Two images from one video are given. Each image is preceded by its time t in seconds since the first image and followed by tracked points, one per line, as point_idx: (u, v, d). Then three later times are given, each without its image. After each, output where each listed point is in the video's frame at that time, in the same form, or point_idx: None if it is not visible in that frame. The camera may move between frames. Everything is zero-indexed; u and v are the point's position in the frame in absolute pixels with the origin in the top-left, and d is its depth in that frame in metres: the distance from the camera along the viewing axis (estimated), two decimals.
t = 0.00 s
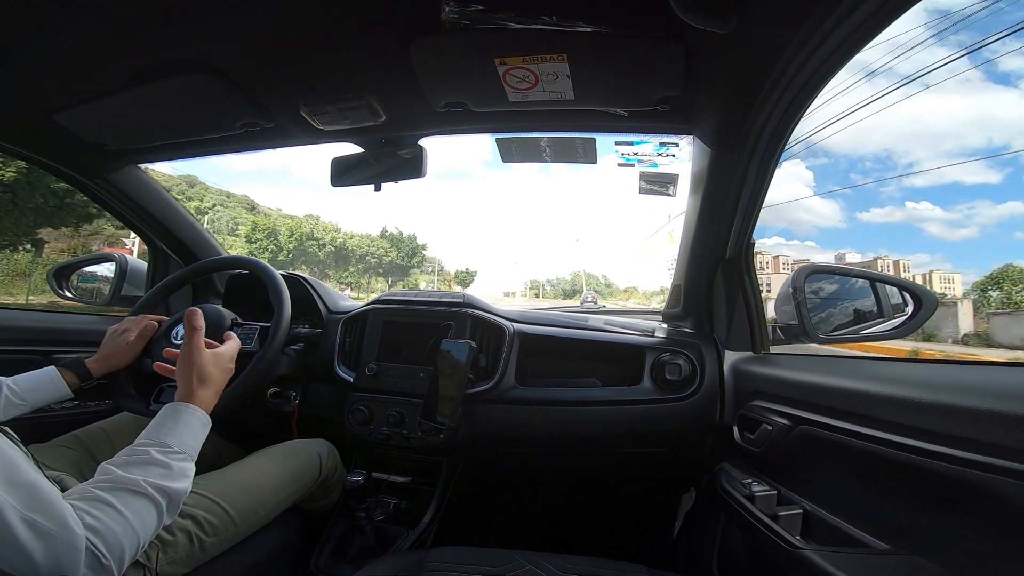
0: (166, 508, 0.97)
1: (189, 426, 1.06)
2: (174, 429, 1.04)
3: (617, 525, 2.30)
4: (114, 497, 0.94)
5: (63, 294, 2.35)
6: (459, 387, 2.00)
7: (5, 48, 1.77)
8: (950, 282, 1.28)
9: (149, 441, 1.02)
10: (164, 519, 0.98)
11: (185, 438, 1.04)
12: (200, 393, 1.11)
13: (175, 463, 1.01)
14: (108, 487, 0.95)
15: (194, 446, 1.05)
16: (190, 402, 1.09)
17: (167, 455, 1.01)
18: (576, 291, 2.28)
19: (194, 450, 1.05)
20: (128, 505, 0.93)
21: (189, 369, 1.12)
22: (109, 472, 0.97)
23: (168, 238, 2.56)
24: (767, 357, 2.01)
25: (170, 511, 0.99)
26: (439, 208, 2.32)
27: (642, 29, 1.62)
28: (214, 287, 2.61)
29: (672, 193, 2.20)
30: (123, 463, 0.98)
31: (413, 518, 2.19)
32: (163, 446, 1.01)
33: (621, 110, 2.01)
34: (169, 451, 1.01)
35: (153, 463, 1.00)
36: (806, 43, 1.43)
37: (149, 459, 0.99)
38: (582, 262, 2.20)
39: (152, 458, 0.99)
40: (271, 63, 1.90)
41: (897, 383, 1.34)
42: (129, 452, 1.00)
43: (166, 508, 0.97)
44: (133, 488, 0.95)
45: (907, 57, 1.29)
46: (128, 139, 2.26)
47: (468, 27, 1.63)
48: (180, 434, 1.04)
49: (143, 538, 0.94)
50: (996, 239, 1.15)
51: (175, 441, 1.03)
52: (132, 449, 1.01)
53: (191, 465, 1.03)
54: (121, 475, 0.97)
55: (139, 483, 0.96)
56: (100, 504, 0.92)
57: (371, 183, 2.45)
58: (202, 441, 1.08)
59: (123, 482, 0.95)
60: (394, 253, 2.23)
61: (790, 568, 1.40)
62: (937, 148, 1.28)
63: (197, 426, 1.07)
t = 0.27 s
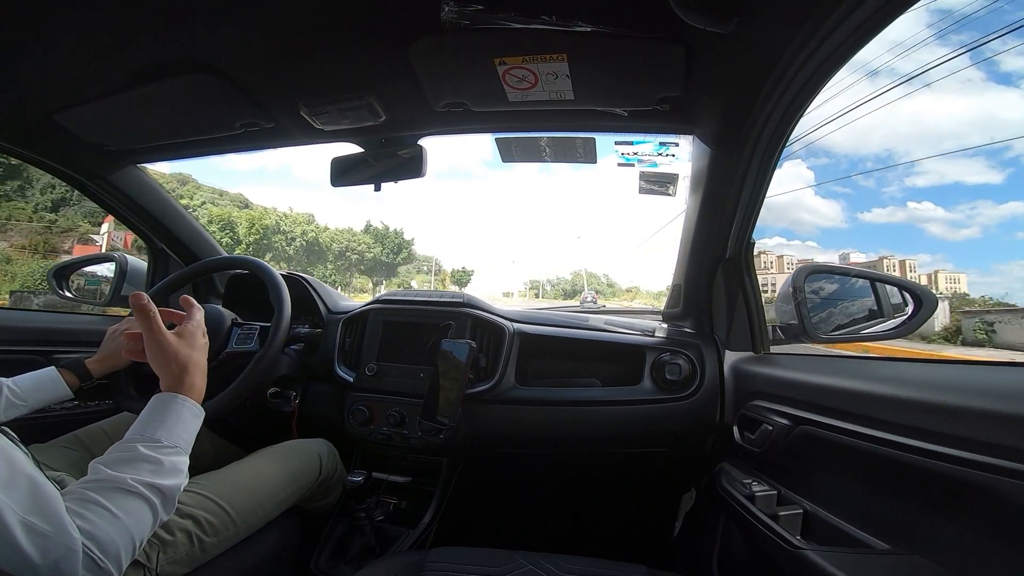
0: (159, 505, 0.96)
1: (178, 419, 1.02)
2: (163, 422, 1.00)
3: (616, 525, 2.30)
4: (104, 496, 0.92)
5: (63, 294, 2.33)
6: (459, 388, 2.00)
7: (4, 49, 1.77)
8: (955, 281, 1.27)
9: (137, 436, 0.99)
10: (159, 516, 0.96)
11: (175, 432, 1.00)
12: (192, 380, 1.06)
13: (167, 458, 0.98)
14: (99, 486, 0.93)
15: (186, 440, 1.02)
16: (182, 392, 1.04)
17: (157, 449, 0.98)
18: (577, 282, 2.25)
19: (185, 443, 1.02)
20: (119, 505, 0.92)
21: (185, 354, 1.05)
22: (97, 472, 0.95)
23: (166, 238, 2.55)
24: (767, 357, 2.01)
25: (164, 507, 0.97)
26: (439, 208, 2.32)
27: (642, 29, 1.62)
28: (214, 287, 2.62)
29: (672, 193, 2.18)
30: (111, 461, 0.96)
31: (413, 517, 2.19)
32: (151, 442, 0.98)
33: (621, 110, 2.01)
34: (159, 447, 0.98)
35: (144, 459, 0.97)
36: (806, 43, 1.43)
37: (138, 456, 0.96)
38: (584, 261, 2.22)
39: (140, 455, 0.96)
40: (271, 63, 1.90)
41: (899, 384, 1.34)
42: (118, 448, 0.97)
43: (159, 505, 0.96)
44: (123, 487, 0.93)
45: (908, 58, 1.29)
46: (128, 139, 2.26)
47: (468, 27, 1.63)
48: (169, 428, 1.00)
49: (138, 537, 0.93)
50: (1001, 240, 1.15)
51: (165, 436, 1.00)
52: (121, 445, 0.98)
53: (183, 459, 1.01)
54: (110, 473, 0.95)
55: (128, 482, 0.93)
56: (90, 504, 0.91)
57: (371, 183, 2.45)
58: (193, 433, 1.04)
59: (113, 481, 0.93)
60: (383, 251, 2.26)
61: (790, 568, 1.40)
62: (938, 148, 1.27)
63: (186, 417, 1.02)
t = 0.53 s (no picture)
0: (174, 514, 0.97)
1: (206, 434, 1.06)
2: (192, 436, 1.04)
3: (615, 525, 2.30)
4: (123, 500, 0.94)
5: (64, 294, 2.36)
6: (459, 388, 1.99)
7: (5, 48, 1.77)
8: (961, 282, 1.25)
9: (164, 446, 1.02)
10: (171, 525, 0.97)
11: (201, 446, 1.04)
12: (224, 403, 1.12)
13: (190, 470, 1.01)
14: (119, 491, 0.95)
15: (208, 454, 1.05)
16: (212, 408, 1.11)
17: (183, 461, 1.01)
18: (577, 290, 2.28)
19: (208, 458, 1.05)
20: (135, 510, 0.93)
21: (235, 376, 1.14)
22: (120, 475, 0.97)
23: (167, 238, 2.55)
24: (767, 357, 2.01)
25: (178, 517, 0.98)
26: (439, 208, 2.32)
27: (642, 30, 1.62)
28: (214, 287, 2.62)
29: (672, 193, 2.20)
30: (136, 467, 0.98)
31: (413, 517, 2.20)
32: (177, 452, 1.02)
33: (621, 110, 2.01)
34: (184, 458, 1.01)
35: (167, 468, 1.00)
36: (806, 44, 1.44)
37: (162, 464, 0.99)
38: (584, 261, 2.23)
39: (165, 463, 0.99)
40: (271, 63, 1.90)
41: (900, 384, 1.34)
42: (144, 456, 1.00)
43: (174, 514, 0.97)
44: (143, 493, 0.95)
45: (908, 58, 1.29)
46: (128, 139, 2.26)
47: (469, 27, 1.63)
48: (196, 441, 1.04)
49: (149, 541, 0.94)
50: (1003, 240, 1.15)
51: (191, 448, 1.03)
52: (145, 452, 1.01)
53: (203, 473, 1.03)
54: (131, 479, 0.97)
55: (149, 488, 0.95)
56: (107, 507, 0.92)
57: (371, 183, 2.45)
58: (216, 450, 1.08)
59: (134, 486, 0.95)
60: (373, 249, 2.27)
61: (790, 568, 1.40)
62: (940, 149, 1.27)
63: (214, 436, 1.07)
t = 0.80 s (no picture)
0: (174, 515, 0.97)
1: (203, 434, 1.05)
2: (189, 436, 1.03)
3: (615, 525, 2.30)
4: (123, 502, 0.94)
5: (63, 295, 2.32)
6: (459, 388, 1.99)
7: (5, 49, 1.77)
8: (967, 281, 1.24)
9: (162, 446, 1.01)
10: (171, 525, 0.97)
11: (199, 446, 1.03)
12: (221, 400, 1.11)
13: (187, 470, 1.00)
14: (119, 492, 0.95)
15: (207, 455, 1.04)
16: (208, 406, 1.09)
17: (180, 461, 1.00)
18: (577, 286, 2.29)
19: (207, 458, 1.04)
20: (135, 510, 0.93)
21: (228, 373, 1.13)
22: (118, 477, 0.97)
23: (167, 239, 2.55)
24: (767, 356, 2.01)
25: (178, 517, 0.98)
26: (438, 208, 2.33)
27: (641, 29, 1.62)
28: (213, 287, 2.62)
29: (672, 193, 2.20)
30: (135, 467, 0.98)
31: (414, 517, 2.20)
32: (175, 453, 1.01)
33: (621, 109, 2.01)
34: (182, 459, 1.01)
35: (166, 468, 0.99)
36: (806, 43, 1.44)
37: (160, 466, 0.99)
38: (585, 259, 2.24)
39: (164, 465, 0.99)
40: (270, 64, 1.90)
41: (900, 382, 1.34)
42: (143, 456, 1.00)
43: (175, 515, 0.97)
44: (141, 494, 0.95)
45: (910, 58, 1.29)
46: (127, 139, 2.26)
47: (468, 27, 1.63)
48: (194, 441, 1.03)
49: (148, 542, 0.94)
50: (1004, 240, 1.15)
51: (188, 448, 1.02)
52: (144, 453, 1.01)
53: (202, 473, 1.02)
54: (130, 480, 0.97)
55: (147, 489, 0.95)
56: (107, 508, 0.92)
57: (371, 183, 2.45)
58: (215, 448, 1.07)
59: (133, 488, 0.95)
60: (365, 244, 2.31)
61: (791, 567, 1.40)
62: (941, 149, 1.27)
63: (212, 436, 1.06)
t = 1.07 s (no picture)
0: (171, 512, 0.98)
1: (199, 431, 1.06)
2: (184, 434, 1.04)
3: (615, 525, 2.30)
4: (120, 500, 0.94)
5: (63, 295, 2.34)
6: (459, 388, 1.99)
7: (5, 48, 1.77)
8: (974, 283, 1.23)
9: (157, 444, 1.02)
10: (168, 522, 0.98)
11: (195, 443, 1.04)
12: (217, 399, 1.11)
13: (184, 467, 1.01)
14: (116, 489, 0.95)
15: (202, 453, 1.05)
16: (205, 406, 1.10)
17: (176, 459, 1.01)
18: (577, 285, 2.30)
19: (202, 456, 1.05)
20: (132, 508, 0.94)
21: (222, 372, 1.13)
22: (114, 475, 0.97)
23: (168, 238, 2.55)
24: (768, 357, 2.01)
25: (174, 515, 0.99)
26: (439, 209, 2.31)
27: (642, 29, 1.62)
28: (214, 287, 2.62)
29: (672, 193, 2.20)
30: (131, 465, 0.98)
31: (414, 517, 2.20)
32: (171, 450, 1.01)
33: (621, 109, 2.00)
34: (178, 456, 1.01)
35: (161, 466, 1.00)
36: (806, 43, 1.44)
37: (156, 463, 0.99)
38: (587, 259, 2.26)
39: (160, 462, 0.99)
40: (271, 63, 1.90)
41: (900, 383, 1.34)
42: (138, 454, 1.00)
43: (172, 512, 0.98)
44: (139, 492, 0.95)
45: (911, 58, 1.29)
46: (128, 139, 2.26)
47: (469, 27, 1.63)
48: (190, 438, 1.04)
49: (146, 539, 0.94)
50: (1005, 241, 1.15)
51: (184, 446, 1.03)
52: (140, 451, 1.01)
53: (198, 471, 1.03)
54: (127, 478, 0.97)
55: (145, 487, 0.95)
56: (105, 506, 0.92)
57: (371, 183, 2.46)
58: (210, 447, 1.08)
59: (131, 485, 0.95)
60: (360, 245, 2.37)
61: (791, 567, 1.40)
62: (943, 150, 1.27)
63: (207, 434, 1.07)
